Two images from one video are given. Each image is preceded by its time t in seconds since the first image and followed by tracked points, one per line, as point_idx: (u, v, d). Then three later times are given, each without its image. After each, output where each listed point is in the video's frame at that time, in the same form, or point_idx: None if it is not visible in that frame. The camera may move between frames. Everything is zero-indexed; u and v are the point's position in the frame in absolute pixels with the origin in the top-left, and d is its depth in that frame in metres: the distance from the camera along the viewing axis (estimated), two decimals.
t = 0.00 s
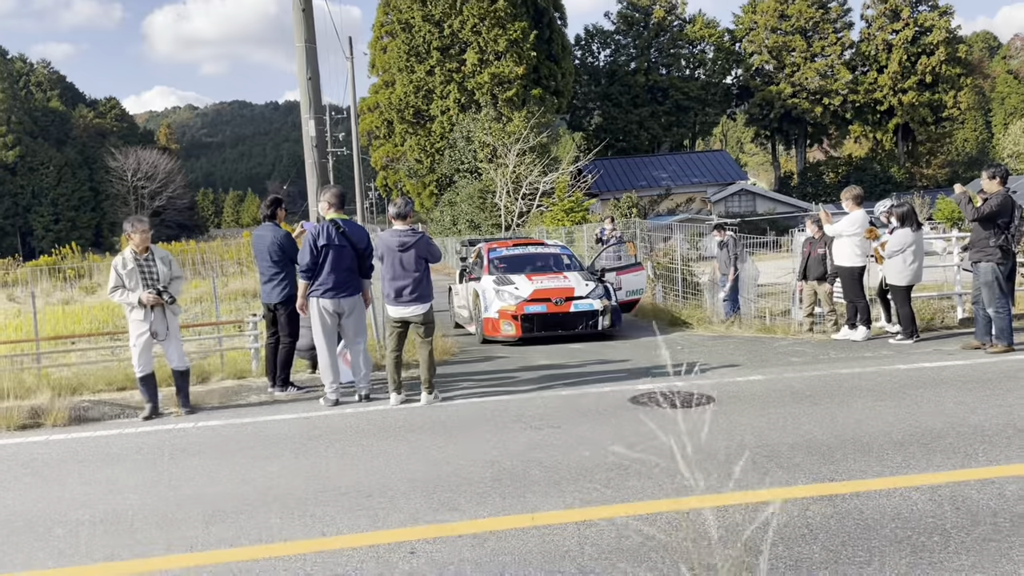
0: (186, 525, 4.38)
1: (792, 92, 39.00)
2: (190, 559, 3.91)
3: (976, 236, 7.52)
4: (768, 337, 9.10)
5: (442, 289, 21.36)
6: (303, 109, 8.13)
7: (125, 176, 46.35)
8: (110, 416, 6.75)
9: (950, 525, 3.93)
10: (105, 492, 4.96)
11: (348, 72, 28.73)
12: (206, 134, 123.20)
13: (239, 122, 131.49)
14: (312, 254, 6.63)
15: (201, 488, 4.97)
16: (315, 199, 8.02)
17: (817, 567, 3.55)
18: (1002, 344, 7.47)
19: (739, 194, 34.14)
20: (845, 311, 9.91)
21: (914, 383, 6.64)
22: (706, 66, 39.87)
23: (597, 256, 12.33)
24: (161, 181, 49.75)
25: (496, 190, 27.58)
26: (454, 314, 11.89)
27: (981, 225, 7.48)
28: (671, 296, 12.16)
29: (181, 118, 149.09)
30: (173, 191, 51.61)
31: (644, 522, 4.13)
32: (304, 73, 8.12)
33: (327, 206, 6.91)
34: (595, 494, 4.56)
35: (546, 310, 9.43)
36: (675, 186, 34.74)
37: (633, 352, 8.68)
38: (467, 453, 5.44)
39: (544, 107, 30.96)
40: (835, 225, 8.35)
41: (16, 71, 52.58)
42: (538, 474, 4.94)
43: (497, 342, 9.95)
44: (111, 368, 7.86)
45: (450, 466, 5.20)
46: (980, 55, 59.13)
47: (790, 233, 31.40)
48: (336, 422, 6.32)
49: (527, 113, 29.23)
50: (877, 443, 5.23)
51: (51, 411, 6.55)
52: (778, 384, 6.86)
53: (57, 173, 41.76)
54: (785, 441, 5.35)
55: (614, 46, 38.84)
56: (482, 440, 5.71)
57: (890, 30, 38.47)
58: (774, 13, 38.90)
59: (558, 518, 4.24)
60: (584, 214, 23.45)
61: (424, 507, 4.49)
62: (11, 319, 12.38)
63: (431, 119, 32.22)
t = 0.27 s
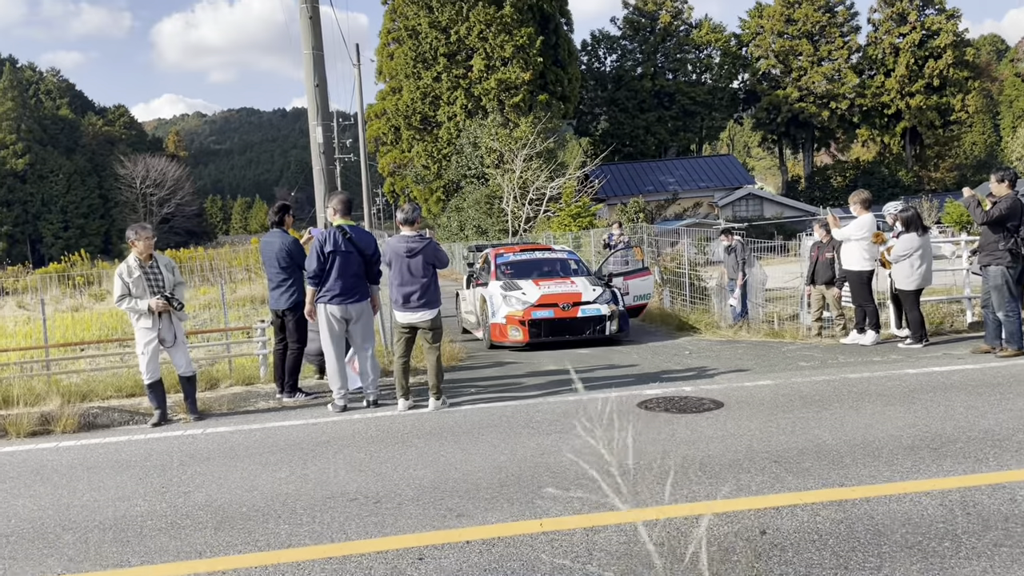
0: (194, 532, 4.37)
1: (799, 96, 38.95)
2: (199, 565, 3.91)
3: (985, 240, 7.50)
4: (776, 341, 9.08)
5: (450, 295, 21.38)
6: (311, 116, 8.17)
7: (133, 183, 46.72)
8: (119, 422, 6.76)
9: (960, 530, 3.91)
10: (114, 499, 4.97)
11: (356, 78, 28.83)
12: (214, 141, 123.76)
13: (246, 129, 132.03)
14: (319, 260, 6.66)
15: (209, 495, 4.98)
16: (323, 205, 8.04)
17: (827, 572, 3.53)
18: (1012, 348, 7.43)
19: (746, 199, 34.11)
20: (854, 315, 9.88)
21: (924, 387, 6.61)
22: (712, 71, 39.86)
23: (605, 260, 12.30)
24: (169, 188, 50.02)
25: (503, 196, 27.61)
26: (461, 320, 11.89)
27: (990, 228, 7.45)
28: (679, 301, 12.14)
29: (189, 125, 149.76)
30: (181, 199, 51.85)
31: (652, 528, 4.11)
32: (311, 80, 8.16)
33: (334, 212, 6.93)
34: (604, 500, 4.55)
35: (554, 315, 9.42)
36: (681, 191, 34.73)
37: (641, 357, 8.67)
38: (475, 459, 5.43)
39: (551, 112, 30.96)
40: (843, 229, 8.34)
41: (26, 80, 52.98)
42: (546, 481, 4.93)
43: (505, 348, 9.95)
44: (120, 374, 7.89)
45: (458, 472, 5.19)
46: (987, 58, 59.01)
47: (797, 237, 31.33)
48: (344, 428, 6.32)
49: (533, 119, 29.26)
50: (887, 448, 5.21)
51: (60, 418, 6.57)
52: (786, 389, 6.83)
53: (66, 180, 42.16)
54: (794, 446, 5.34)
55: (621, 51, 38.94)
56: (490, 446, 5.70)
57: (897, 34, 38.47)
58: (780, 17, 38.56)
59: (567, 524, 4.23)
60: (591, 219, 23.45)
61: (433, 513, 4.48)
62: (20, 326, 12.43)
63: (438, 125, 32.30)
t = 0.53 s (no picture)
0: (199, 537, 4.37)
1: (803, 100, 38.90)
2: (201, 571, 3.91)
3: (993, 243, 7.46)
4: (781, 345, 9.07)
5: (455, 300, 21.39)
6: (315, 121, 8.19)
7: (139, 189, 46.86)
8: (125, 428, 6.78)
9: (968, 535, 3.88)
10: (119, 504, 4.97)
11: (360, 84, 28.91)
12: (219, 147, 124.17)
13: (251, 135, 132.38)
14: (322, 266, 6.68)
15: (214, 500, 4.97)
16: (328, 211, 8.06)
17: None
18: (1019, 352, 7.39)
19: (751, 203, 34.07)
20: (860, 319, 9.84)
21: (930, 391, 6.58)
22: (717, 75, 39.83)
23: (610, 265, 12.28)
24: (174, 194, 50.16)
25: (508, 201, 27.66)
26: (466, 325, 11.90)
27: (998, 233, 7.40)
28: (684, 306, 12.13)
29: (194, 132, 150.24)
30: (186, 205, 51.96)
31: (656, 534, 4.09)
32: (316, 85, 8.19)
33: (337, 218, 6.94)
34: (609, 506, 4.53)
35: (558, 320, 9.41)
36: (686, 195, 34.70)
37: (646, 361, 8.66)
38: (480, 464, 5.42)
39: (555, 116, 30.97)
40: (848, 232, 8.32)
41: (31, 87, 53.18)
42: (552, 486, 4.91)
43: (510, 352, 9.94)
44: (125, 380, 7.91)
45: (463, 477, 5.18)
46: (992, 61, 58.93)
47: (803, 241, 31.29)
48: (348, 433, 6.32)
49: (538, 124, 29.28)
50: (894, 452, 5.18)
51: (66, 424, 6.60)
52: (792, 393, 6.81)
53: (72, 187, 42.29)
54: (800, 451, 5.32)
55: (625, 56, 38.92)
56: (495, 451, 5.69)
57: (902, 37, 38.49)
58: (784, 21, 38.90)
59: (571, 529, 4.22)
60: (595, 224, 23.45)
61: (438, 519, 4.47)
62: (26, 331, 12.47)
63: (443, 130, 32.36)
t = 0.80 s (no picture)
0: (200, 542, 4.37)
1: (805, 104, 38.91)
2: None
3: (995, 247, 7.46)
4: (784, 349, 9.06)
5: (457, 305, 21.39)
6: (317, 126, 8.21)
7: (141, 194, 46.93)
8: (127, 433, 6.77)
9: (971, 539, 3.87)
10: (121, 509, 4.97)
11: (362, 89, 28.94)
12: (222, 152, 124.41)
13: (253, 140, 132.64)
14: (323, 271, 6.71)
15: (217, 505, 4.97)
16: (330, 215, 8.07)
17: None
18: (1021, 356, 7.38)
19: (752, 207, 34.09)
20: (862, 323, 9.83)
21: (933, 395, 6.57)
22: (718, 79, 39.85)
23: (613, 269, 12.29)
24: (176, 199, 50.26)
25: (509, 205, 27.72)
26: (468, 329, 11.91)
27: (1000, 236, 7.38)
28: (686, 310, 12.13)
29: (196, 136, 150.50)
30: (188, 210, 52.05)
31: (659, 538, 4.08)
32: (318, 90, 8.21)
33: (339, 223, 6.96)
34: (611, 510, 4.53)
35: (560, 324, 9.40)
36: (687, 199, 34.71)
37: (649, 366, 8.66)
38: (482, 468, 5.42)
39: (557, 121, 31.01)
40: (850, 236, 8.33)
41: (34, 92, 53.28)
42: (553, 491, 4.90)
43: (512, 357, 9.94)
44: (127, 385, 7.92)
45: (465, 481, 5.17)
46: (993, 65, 58.97)
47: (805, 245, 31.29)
48: (351, 438, 6.31)
49: (539, 128, 29.32)
50: (896, 456, 5.17)
51: (68, 428, 6.60)
52: (794, 397, 6.80)
53: (74, 192, 42.37)
54: (802, 455, 5.31)
55: (626, 60, 38.93)
56: (498, 456, 5.69)
57: (903, 41, 38.56)
58: (785, 25, 38.85)
59: (574, 534, 4.21)
60: (597, 228, 23.47)
61: (440, 524, 4.47)
62: (29, 336, 12.48)
63: (445, 135, 32.41)
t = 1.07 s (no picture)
0: (198, 547, 4.35)
1: (804, 108, 38.94)
2: None
3: (994, 251, 7.46)
4: (783, 353, 9.06)
5: (456, 308, 21.37)
6: (316, 130, 8.21)
7: (140, 198, 46.93)
8: (125, 437, 6.76)
9: (970, 543, 3.86)
10: (120, 513, 4.95)
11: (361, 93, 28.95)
12: (221, 156, 124.52)
13: (253, 143, 132.68)
14: (321, 275, 6.69)
15: (215, 509, 4.95)
16: (329, 219, 8.07)
17: None
18: (1021, 360, 7.37)
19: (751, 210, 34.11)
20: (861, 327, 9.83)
21: (933, 399, 6.56)
22: (717, 83, 39.86)
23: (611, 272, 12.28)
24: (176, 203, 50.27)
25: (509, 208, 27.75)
26: (467, 332, 11.90)
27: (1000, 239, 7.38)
28: (685, 314, 12.13)
29: (196, 140, 150.50)
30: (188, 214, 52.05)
31: (658, 542, 4.07)
32: (317, 94, 8.21)
33: (337, 226, 6.95)
34: (610, 514, 4.52)
35: (559, 327, 9.40)
36: (687, 202, 34.74)
37: (648, 369, 8.65)
38: (481, 472, 5.40)
39: (556, 124, 31.02)
40: (850, 240, 8.33)
41: (33, 96, 53.27)
42: (552, 495, 4.89)
43: (511, 360, 9.93)
44: (125, 389, 7.90)
45: (465, 485, 5.16)
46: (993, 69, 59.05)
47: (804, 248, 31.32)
48: (350, 442, 6.30)
49: (539, 131, 29.33)
50: (896, 460, 5.15)
51: (66, 432, 6.59)
52: (794, 401, 6.79)
53: (74, 196, 42.35)
54: (802, 458, 5.31)
55: (626, 64, 38.92)
56: (496, 460, 5.67)
57: (902, 45, 38.65)
58: (784, 29, 38.85)
59: (573, 538, 4.20)
60: (597, 231, 23.48)
61: (439, 528, 4.45)
62: (28, 340, 12.47)
63: (444, 138, 32.43)
